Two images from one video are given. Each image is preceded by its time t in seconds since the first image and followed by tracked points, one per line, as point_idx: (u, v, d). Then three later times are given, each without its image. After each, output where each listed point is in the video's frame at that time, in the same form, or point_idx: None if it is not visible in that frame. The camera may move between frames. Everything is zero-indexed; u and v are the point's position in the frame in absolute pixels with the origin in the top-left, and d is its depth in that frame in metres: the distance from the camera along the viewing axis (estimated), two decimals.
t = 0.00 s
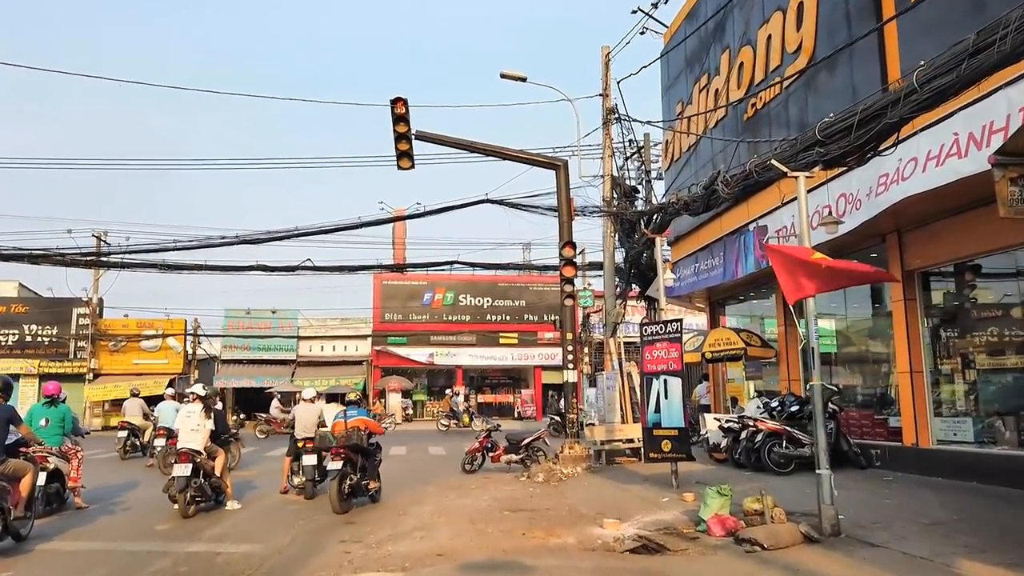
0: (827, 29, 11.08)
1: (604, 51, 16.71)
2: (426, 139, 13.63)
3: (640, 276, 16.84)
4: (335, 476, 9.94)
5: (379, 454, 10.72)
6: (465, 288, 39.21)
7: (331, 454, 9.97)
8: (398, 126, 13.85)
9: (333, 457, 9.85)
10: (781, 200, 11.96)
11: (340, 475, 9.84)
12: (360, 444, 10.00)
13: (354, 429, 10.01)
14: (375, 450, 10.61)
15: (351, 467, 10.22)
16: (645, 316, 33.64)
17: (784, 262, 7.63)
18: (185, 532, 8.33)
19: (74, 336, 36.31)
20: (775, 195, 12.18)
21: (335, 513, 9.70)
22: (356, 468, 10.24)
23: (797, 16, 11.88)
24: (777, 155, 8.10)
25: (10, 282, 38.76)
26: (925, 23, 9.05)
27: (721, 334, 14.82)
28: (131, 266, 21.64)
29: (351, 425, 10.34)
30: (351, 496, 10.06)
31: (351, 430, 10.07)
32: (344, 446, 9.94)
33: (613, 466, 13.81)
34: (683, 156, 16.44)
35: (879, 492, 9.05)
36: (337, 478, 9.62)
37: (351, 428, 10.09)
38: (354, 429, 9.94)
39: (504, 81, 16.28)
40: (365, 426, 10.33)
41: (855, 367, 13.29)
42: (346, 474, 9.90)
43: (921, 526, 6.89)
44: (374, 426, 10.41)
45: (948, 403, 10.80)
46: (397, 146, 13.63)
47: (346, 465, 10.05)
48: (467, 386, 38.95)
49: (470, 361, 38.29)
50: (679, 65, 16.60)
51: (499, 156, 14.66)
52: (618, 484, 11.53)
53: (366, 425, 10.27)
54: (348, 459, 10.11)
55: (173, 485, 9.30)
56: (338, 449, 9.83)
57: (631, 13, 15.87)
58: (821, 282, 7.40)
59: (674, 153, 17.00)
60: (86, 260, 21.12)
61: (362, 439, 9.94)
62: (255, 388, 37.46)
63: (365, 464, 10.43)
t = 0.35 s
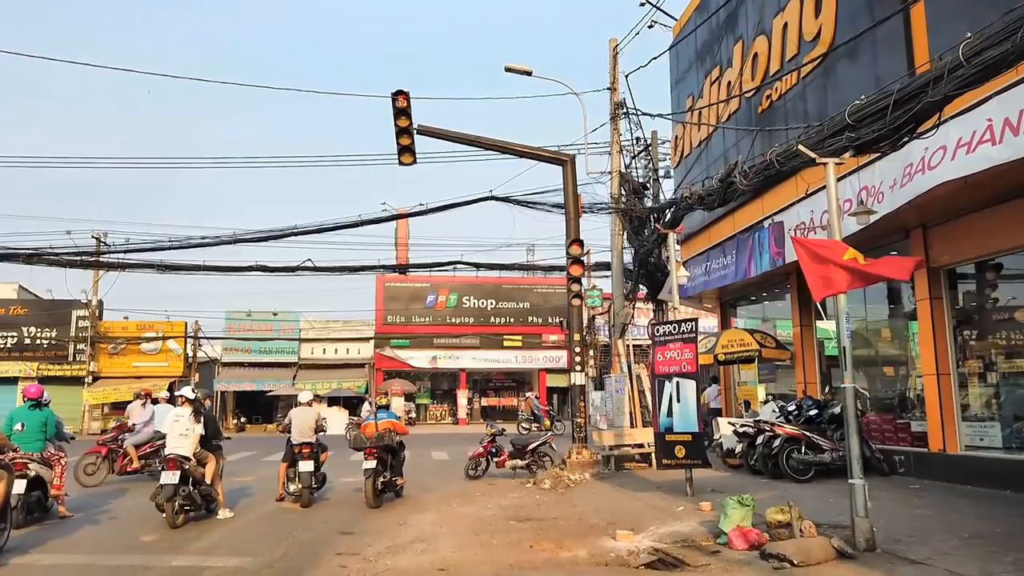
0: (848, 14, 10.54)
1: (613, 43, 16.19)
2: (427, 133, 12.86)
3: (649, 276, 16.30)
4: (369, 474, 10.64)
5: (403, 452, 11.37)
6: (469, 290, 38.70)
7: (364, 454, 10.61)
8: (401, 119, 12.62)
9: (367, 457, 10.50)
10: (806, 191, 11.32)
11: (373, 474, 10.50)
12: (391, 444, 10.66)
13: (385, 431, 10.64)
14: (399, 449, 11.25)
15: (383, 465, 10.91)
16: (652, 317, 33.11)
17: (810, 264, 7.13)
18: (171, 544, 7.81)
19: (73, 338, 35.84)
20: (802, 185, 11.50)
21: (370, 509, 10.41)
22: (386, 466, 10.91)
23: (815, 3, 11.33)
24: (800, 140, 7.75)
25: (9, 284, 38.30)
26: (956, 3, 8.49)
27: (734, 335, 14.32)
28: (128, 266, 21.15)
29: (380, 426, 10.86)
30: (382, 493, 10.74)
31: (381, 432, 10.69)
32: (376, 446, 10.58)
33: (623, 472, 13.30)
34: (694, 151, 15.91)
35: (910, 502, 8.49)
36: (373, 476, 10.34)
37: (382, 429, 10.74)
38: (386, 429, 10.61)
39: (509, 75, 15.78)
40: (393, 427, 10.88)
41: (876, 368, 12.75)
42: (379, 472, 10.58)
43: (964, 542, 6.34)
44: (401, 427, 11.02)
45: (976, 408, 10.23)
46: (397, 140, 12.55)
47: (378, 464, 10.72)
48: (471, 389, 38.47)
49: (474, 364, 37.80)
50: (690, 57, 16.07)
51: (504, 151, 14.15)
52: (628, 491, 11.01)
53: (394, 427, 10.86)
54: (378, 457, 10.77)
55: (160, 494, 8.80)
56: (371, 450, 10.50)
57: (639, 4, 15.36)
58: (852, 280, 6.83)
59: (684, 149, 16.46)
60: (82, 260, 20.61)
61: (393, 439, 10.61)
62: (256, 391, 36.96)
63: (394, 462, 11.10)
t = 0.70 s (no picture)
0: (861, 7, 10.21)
1: (618, 42, 15.89)
2: (427, 132, 12.55)
3: (656, 280, 15.96)
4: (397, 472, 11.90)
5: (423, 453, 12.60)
6: (472, 294, 38.39)
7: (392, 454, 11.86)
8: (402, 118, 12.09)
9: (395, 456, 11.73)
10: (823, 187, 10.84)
11: (400, 471, 11.71)
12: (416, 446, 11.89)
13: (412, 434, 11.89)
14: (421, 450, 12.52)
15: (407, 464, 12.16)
16: (657, 322, 32.75)
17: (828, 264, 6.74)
18: (160, 557, 7.48)
19: (74, 344, 35.59)
20: (820, 181, 10.99)
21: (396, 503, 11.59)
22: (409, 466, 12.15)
23: None
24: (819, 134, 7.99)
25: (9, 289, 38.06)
26: None
27: (743, 338, 13.95)
28: (126, 270, 20.86)
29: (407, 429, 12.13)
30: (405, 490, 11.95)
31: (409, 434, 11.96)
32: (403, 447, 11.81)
33: (629, 480, 12.94)
34: (701, 152, 15.59)
35: (932, 513, 8.11)
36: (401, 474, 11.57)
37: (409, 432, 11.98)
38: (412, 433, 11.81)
39: (513, 74, 15.47)
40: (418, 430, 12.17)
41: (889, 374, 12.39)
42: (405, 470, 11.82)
43: (997, 557, 5.95)
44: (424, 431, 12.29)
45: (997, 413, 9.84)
46: (397, 140, 12.07)
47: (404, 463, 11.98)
48: (474, 395, 38.12)
49: (477, 370, 37.45)
50: (697, 56, 15.75)
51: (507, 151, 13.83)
52: (636, 500, 10.64)
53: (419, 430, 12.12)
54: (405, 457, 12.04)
55: (150, 503, 8.48)
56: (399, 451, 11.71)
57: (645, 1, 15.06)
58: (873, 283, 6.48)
59: (691, 149, 16.13)
60: (79, 264, 20.34)
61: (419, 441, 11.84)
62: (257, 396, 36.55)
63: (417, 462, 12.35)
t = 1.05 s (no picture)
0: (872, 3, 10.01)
1: (624, 42, 15.71)
2: (431, 134, 12.38)
3: (662, 285, 15.75)
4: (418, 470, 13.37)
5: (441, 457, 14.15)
6: (477, 299, 38.23)
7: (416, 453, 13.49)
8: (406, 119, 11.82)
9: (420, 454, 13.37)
10: (835, 186, 10.60)
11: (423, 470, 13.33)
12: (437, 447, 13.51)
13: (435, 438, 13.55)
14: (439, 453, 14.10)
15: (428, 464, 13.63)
16: (663, 327, 32.54)
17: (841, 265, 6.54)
18: (157, 567, 7.31)
19: (79, 349, 35.52)
20: (831, 181, 10.77)
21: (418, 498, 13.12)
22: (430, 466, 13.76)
23: None
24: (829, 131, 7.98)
25: (14, 294, 37.97)
26: None
27: (752, 342, 13.74)
28: (130, 275, 20.77)
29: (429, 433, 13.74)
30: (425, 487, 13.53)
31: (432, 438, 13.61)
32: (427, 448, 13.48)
33: (637, 487, 12.74)
34: (708, 154, 15.39)
35: (950, 522, 7.89)
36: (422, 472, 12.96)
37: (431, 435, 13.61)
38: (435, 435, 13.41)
39: (518, 76, 15.31)
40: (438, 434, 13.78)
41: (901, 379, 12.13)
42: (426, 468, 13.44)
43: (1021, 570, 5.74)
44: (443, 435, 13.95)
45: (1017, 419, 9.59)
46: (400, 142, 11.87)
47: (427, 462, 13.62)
48: (479, 400, 37.95)
49: (482, 375, 37.28)
50: (704, 56, 15.58)
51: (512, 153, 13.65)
52: (643, 508, 10.44)
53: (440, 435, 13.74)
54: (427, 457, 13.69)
55: (149, 511, 8.31)
56: (423, 451, 13.35)
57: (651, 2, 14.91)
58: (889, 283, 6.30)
59: (698, 151, 15.95)
60: (83, 268, 20.26)
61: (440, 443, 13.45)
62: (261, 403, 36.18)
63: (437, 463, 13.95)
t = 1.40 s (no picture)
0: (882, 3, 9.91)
1: (631, 45, 15.62)
2: (438, 137, 12.31)
3: (670, 289, 15.64)
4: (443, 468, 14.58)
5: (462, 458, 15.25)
6: (483, 303, 38.16)
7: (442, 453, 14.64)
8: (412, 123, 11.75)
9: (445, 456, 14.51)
10: (848, 187, 10.49)
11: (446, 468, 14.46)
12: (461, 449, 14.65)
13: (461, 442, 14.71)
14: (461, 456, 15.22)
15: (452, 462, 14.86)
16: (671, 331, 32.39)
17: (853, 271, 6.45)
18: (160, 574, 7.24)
19: (86, 354, 35.55)
20: (842, 183, 10.67)
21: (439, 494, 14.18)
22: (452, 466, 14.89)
23: None
24: (842, 132, 7.89)
25: (22, 299, 38.03)
26: None
27: (762, 346, 13.61)
28: (136, 280, 20.75)
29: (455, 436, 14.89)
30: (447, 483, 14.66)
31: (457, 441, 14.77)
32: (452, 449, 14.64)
33: (645, 492, 12.62)
34: (716, 157, 15.29)
35: (965, 529, 7.75)
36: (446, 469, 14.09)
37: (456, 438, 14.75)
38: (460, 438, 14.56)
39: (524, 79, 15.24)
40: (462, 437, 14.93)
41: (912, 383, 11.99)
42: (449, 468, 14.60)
43: None
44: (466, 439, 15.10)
45: None
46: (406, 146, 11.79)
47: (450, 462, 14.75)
48: (486, 405, 37.87)
49: (489, 379, 37.20)
50: (711, 59, 15.48)
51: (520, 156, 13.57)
52: (651, 514, 10.33)
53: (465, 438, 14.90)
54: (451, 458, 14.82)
55: (153, 517, 8.23)
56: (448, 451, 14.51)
57: (658, 5, 14.83)
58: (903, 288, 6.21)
59: (705, 154, 15.86)
60: (88, 273, 20.24)
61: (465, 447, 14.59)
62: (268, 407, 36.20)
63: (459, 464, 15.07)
